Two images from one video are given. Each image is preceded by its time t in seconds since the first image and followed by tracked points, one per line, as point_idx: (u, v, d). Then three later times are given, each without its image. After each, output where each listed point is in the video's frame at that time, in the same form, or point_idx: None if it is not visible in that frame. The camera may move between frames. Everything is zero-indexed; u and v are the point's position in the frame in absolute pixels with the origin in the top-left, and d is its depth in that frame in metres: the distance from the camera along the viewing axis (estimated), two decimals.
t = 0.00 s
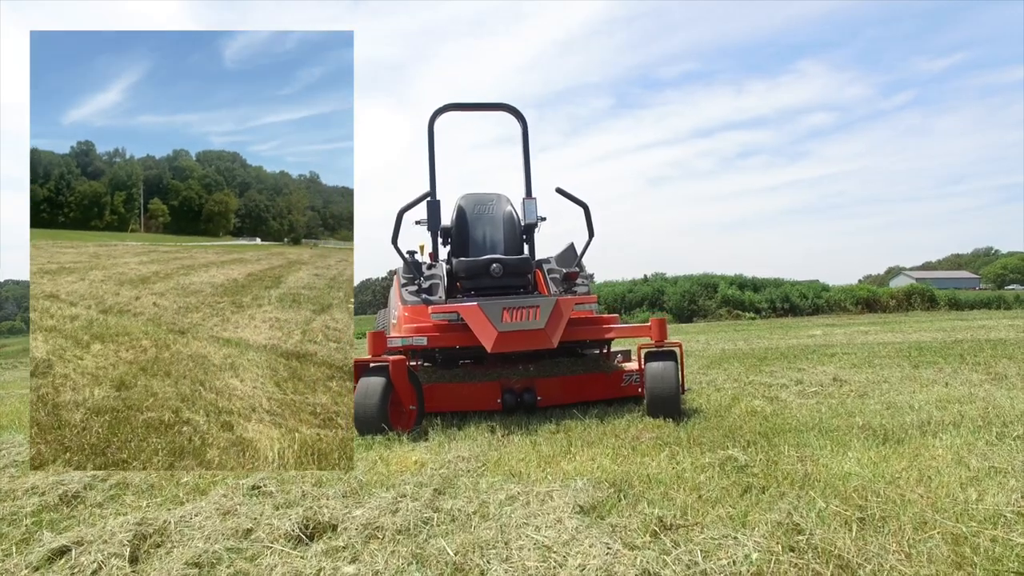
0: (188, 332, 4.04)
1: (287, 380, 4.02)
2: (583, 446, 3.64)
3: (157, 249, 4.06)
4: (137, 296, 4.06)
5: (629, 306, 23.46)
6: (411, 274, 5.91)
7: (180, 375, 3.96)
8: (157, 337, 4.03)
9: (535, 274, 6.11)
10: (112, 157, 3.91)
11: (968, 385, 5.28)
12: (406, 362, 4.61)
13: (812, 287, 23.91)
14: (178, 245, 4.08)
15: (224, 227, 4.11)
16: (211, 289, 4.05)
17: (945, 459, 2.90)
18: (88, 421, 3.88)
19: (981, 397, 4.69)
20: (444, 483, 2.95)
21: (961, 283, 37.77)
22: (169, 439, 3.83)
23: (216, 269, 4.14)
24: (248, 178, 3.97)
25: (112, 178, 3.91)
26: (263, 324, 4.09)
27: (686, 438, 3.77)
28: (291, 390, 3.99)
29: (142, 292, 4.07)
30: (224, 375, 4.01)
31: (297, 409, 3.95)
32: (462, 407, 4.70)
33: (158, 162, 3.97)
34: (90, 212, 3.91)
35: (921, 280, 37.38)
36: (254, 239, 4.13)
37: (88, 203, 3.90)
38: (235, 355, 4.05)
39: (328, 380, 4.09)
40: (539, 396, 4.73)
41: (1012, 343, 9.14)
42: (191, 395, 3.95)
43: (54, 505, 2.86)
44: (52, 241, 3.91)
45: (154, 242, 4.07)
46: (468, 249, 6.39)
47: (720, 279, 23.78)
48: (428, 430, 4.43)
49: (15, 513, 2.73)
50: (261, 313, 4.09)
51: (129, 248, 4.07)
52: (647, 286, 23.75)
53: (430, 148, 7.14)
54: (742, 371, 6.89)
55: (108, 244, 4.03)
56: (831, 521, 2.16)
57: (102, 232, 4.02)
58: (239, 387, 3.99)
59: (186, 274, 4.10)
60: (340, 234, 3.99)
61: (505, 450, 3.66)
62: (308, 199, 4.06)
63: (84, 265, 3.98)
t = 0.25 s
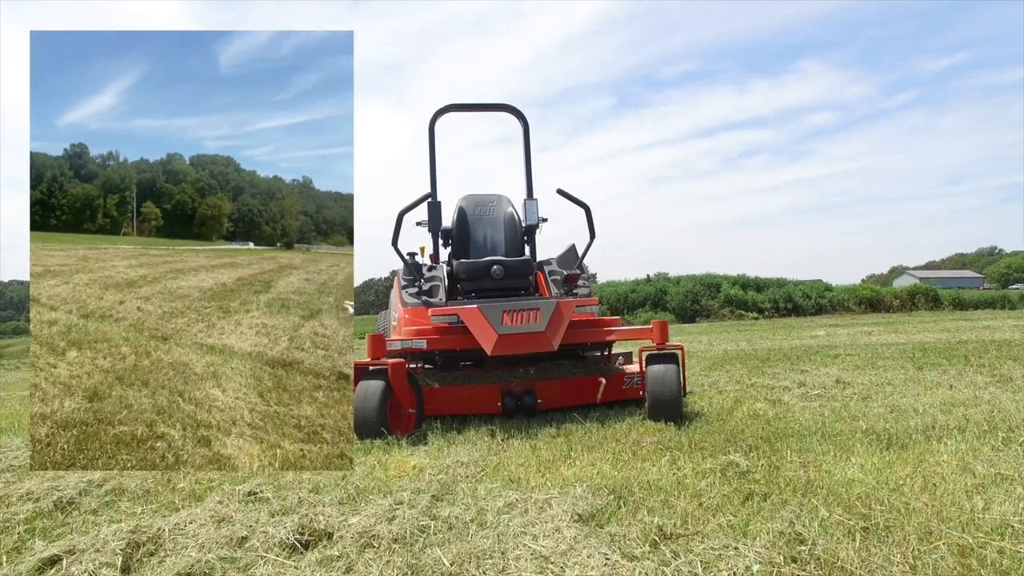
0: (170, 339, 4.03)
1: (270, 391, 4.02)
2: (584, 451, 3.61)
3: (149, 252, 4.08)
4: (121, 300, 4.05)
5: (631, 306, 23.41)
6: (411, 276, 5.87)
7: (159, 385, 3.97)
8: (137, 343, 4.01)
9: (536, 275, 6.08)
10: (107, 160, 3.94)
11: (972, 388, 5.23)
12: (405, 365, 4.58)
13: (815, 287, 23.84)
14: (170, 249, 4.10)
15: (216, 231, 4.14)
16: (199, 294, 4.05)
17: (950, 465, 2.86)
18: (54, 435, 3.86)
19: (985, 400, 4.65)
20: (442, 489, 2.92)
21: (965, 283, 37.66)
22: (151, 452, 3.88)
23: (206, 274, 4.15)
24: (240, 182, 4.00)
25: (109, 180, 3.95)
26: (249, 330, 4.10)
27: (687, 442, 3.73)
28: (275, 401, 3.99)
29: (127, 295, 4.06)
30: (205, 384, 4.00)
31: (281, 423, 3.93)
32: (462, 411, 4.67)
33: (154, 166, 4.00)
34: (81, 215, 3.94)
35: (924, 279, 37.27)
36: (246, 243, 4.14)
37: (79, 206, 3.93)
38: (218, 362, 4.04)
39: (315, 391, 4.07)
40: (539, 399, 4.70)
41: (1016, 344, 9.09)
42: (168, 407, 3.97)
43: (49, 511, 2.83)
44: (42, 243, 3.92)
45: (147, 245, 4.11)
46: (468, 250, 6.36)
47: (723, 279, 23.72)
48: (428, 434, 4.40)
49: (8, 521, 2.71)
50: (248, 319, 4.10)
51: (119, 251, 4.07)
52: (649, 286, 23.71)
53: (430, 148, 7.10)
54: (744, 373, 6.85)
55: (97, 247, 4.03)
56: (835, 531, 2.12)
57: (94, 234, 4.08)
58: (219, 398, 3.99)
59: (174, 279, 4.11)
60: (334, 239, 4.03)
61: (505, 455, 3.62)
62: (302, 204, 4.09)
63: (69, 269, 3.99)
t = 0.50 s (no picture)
0: (178, 372, 3.99)
1: (278, 431, 3.95)
2: (578, 459, 3.55)
3: (166, 276, 4.09)
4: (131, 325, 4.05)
5: (629, 307, 23.37)
6: (406, 278, 5.82)
7: (160, 422, 3.94)
8: (144, 373, 3.98)
9: (532, 278, 6.02)
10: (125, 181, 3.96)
11: (971, 393, 5.18)
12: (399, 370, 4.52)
13: (813, 288, 23.80)
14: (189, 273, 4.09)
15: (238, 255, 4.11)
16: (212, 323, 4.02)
17: (950, 475, 2.80)
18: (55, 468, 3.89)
19: (986, 406, 4.59)
20: (434, 499, 2.87)
21: (963, 284, 37.65)
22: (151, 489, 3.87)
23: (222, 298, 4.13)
24: (264, 207, 3.97)
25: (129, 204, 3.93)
26: (263, 362, 4.04)
27: (683, 450, 3.67)
28: (284, 442, 3.90)
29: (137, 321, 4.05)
30: (209, 421, 3.95)
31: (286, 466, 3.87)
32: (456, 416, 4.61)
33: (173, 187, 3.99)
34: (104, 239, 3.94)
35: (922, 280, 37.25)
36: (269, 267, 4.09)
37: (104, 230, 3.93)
38: (227, 398, 4.00)
39: (328, 432, 3.96)
40: (534, 404, 4.64)
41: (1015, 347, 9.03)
42: (168, 445, 3.94)
43: (30, 521, 2.78)
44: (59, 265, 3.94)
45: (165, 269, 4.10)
46: (464, 253, 6.30)
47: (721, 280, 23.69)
48: (421, 440, 4.35)
49: None
50: (262, 350, 4.05)
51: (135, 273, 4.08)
52: (647, 286, 23.67)
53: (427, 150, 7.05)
54: (742, 376, 6.80)
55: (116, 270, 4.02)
56: (832, 546, 2.07)
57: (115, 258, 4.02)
58: (224, 437, 3.94)
59: (189, 304, 4.08)
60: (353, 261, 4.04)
61: (497, 462, 3.56)
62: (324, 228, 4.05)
63: (81, 294, 3.98)
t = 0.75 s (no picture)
0: (176, 347, 4.10)
1: (273, 415, 4.07)
2: (575, 471, 3.51)
3: (174, 251, 4.21)
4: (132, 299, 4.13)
5: (630, 307, 23.33)
6: (404, 284, 5.78)
7: (152, 399, 4.00)
8: (142, 347, 4.06)
9: (530, 283, 5.97)
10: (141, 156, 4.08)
11: (974, 401, 5.12)
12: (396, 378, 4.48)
13: (815, 288, 23.74)
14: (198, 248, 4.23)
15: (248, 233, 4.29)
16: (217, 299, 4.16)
17: (953, 491, 2.76)
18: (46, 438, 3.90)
19: (988, 415, 4.54)
20: (429, 513, 2.83)
21: (965, 284, 37.58)
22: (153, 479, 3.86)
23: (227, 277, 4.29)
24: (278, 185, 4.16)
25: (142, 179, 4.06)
26: (263, 342, 4.18)
27: (682, 461, 3.63)
28: (280, 427, 4.03)
29: (139, 294, 4.14)
30: (204, 401, 4.04)
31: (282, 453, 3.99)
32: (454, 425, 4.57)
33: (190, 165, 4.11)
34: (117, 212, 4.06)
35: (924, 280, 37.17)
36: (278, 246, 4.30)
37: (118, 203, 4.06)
38: (225, 377, 4.11)
39: (327, 420, 4.11)
40: (532, 412, 4.59)
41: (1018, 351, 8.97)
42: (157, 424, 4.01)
43: (18, 539, 2.76)
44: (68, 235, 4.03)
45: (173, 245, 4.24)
46: (463, 257, 6.26)
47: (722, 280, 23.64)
48: (418, 449, 4.32)
49: None
50: (264, 329, 4.20)
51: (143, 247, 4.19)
52: (648, 286, 23.63)
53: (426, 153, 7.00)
54: (742, 382, 6.75)
55: (126, 242, 4.14)
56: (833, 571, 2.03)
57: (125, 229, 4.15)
58: (218, 418, 4.04)
59: (193, 280, 4.22)
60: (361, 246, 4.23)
61: (494, 475, 3.52)
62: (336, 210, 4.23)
63: (87, 263, 4.08)
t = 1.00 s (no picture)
0: (157, 332, 4.73)
1: (249, 402, 4.72)
2: (575, 495, 3.45)
3: (158, 236, 4.80)
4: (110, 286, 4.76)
5: (633, 308, 23.29)
6: (404, 296, 5.73)
7: (123, 387, 4.58)
8: (120, 333, 4.66)
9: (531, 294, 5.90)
10: (128, 144, 4.67)
11: (982, 415, 5.04)
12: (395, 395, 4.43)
13: (818, 289, 23.66)
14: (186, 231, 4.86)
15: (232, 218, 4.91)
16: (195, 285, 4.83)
17: (960, 521, 2.70)
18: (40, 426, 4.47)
19: (997, 432, 4.46)
20: (424, 541, 2.79)
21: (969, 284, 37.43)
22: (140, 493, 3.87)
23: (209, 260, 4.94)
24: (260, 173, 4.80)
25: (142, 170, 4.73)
26: (240, 328, 4.83)
27: (684, 483, 3.57)
28: (257, 412, 4.69)
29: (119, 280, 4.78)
30: (178, 387, 4.65)
31: (256, 442, 4.55)
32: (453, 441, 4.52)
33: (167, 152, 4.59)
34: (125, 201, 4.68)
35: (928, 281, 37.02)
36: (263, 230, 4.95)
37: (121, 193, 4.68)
38: (200, 361, 4.74)
39: (304, 405, 4.79)
40: (533, 429, 4.53)
41: None
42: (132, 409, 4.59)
43: (7, 569, 2.74)
44: (53, 220, 4.63)
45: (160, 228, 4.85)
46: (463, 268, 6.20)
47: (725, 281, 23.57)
48: (417, 468, 4.26)
49: None
50: (242, 315, 4.87)
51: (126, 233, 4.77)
52: (651, 287, 23.58)
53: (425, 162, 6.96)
54: (746, 392, 6.67)
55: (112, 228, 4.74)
56: None
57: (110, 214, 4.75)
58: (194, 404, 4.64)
59: (177, 264, 4.90)
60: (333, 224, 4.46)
61: (493, 498, 3.47)
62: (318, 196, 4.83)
63: (75, 248, 4.67)
